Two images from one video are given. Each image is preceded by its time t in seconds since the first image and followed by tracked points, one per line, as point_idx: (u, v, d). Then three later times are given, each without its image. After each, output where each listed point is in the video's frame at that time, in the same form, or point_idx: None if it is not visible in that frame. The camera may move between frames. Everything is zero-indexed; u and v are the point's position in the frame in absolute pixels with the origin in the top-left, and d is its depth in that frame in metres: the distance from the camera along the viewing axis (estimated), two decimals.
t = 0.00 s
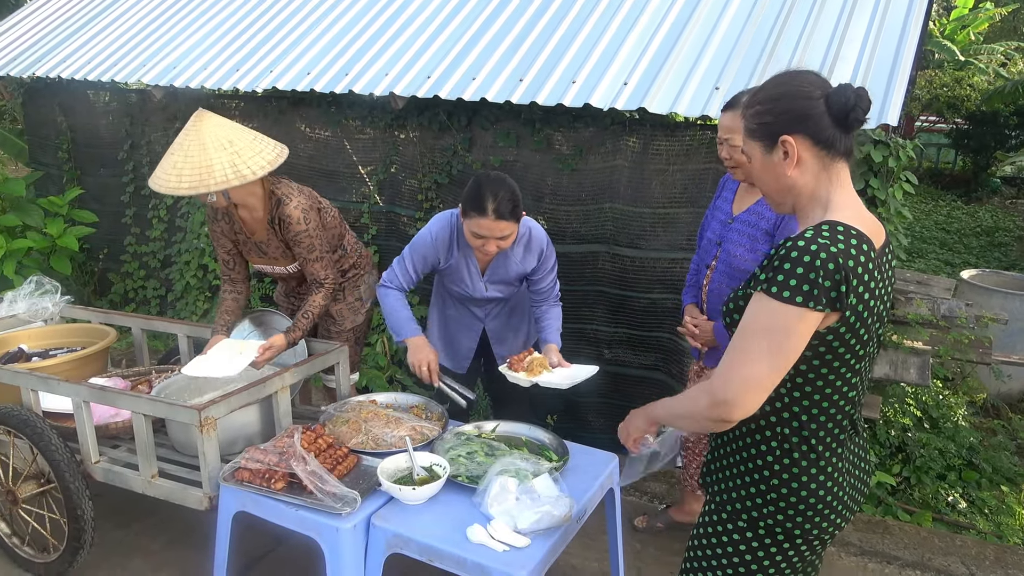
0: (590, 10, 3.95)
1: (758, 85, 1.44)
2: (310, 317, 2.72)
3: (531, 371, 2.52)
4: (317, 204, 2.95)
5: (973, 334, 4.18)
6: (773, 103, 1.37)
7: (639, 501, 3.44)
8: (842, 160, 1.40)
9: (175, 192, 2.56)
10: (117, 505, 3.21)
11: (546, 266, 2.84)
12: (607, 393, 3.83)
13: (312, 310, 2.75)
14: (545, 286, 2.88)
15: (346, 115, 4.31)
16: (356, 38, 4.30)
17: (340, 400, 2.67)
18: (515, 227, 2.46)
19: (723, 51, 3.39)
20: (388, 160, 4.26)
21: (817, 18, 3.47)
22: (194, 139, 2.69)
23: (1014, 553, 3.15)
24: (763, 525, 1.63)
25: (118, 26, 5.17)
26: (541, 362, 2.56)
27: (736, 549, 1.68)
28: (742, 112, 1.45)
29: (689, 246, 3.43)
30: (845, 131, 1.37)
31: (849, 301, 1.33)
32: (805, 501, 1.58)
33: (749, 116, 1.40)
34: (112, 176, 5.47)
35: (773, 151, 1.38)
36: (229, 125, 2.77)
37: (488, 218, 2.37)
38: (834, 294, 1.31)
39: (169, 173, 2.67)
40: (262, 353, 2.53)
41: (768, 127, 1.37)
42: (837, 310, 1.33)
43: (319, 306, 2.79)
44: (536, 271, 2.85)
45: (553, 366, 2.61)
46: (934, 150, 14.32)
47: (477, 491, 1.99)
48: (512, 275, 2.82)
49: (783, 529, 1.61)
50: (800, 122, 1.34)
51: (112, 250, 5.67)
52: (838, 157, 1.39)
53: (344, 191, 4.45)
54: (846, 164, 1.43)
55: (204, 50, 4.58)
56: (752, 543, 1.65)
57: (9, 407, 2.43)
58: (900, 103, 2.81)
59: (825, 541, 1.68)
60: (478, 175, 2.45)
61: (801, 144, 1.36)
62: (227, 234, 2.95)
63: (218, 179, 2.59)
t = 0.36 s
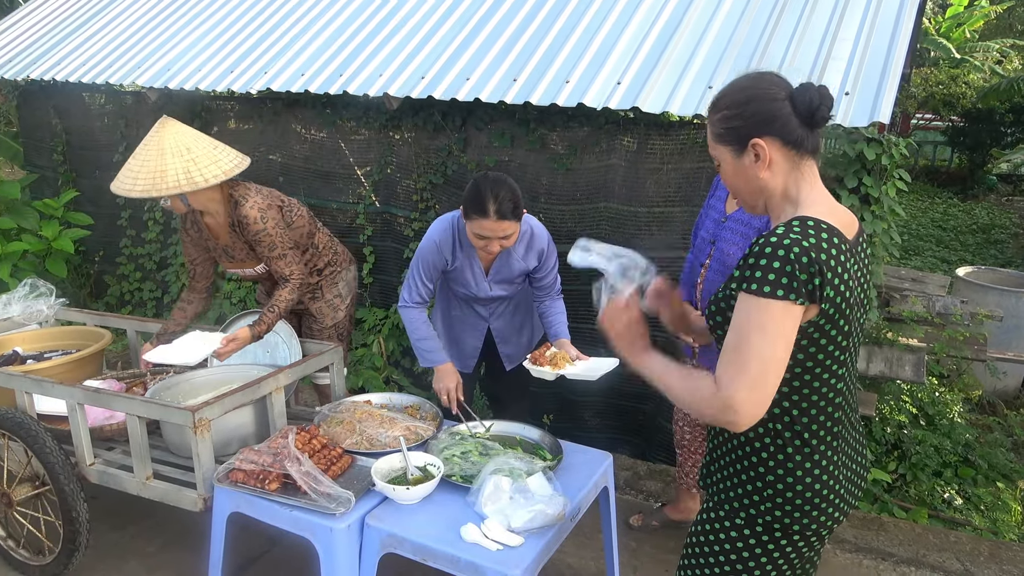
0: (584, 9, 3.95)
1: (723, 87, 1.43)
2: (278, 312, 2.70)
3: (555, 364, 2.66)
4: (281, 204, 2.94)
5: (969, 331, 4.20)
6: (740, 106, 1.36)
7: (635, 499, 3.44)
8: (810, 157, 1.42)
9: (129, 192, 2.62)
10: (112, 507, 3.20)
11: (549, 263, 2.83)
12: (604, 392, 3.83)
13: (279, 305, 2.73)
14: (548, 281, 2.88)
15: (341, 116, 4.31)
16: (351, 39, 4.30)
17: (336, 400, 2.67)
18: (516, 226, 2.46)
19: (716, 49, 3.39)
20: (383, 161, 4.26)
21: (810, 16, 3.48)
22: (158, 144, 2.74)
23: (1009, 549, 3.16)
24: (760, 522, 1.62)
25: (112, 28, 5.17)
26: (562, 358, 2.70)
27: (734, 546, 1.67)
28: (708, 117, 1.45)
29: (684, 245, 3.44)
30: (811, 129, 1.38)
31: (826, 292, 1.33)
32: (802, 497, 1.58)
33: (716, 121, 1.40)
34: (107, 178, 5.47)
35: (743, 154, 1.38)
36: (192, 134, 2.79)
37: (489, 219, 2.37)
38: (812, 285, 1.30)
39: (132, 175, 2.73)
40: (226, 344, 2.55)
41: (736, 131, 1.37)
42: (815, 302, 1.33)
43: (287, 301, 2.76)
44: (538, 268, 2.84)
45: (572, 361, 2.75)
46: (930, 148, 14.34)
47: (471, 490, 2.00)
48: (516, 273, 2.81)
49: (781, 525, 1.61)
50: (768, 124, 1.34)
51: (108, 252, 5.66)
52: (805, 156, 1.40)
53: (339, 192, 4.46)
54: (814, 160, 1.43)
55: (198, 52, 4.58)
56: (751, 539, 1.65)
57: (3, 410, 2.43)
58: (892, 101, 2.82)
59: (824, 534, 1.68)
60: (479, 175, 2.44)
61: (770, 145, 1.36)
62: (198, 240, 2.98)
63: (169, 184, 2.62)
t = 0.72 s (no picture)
0: (578, 9, 3.96)
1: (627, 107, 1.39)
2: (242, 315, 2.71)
3: (556, 362, 2.66)
4: (243, 208, 2.87)
5: (965, 326, 4.21)
6: (644, 127, 1.33)
7: (633, 497, 3.45)
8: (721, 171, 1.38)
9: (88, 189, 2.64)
10: (110, 511, 3.20)
11: (554, 261, 2.84)
12: (601, 391, 3.83)
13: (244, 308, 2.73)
14: (552, 280, 2.89)
15: (336, 117, 4.31)
16: (345, 40, 4.30)
17: (334, 401, 2.67)
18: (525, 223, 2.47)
19: (709, 48, 3.40)
20: (379, 162, 4.26)
21: (803, 14, 3.49)
22: (135, 149, 2.74)
23: (1006, 544, 3.17)
24: (750, 525, 1.54)
25: (106, 32, 5.16)
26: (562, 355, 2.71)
27: (726, 551, 1.59)
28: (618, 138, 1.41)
29: (679, 243, 3.44)
30: (716, 143, 1.35)
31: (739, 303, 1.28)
32: (789, 495, 1.50)
33: (624, 143, 1.36)
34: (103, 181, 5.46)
35: (653, 174, 1.35)
36: (171, 149, 2.78)
37: (499, 216, 2.37)
38: (722, 305, 1.26)
39: (101, 170, 2.75)
40: (182, 344, 2.55)
41: (644, 152, 1.34)
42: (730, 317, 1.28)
43: (251, 305, 2.76)
44: (544, 266, 2.85)
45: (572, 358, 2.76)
46: (926, 144, 14.38)
47: (468, 489, 2.00)
48: (521, 271, 2.81)
49: (772, 527, 1.53)
50: (670, 143, 1.31)
51: (104, 256, 5.65)
52: (715, 171, 1.37)
53: (335, 193, 4.45)
54: (722, 172, 1.40)
55: (193, 54, 4.58)
56: (744, 543, 1.56)
57: None
58: (885, 97, 2.82)
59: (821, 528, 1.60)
60: (488, 172, 2.44)
61: (676, 163, 1.33)
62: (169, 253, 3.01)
63: (127, 194, 2.63)
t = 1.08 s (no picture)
0: (574, 8, 3.96)
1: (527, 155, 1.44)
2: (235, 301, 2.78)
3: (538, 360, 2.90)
4: (251, 198, 2.92)
5: (961, 323, 4.22)
6: (531, 181, 1.39)
7: (631, 495, 3.45)
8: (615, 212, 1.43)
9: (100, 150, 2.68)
10: (108, 512, 3.19)
11: (556, 261, 2.84)
12: (599, 389, 3.84)
13: (237, 295, 2.80)
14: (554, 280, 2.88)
15: (332, 117, 4.30)
16: (341, 39, 4.30)
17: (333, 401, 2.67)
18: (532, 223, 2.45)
19: (705, 46, 3.40)
20: (376, 162, 4.26)
21: (798, 12, 3.50)
22: (153, 120, 2.80)
23: (1004, 539, 3.18)
24: (704, 524, 1.54)
25: (100, 33, 5.15)
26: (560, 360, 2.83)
27: (686, 552, 1.59)
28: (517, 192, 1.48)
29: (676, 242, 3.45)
30: (601, 187, 1.38)
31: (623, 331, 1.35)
32: (738, 496, 1.48)
33: (519, 198, 1.43)
34: (98, 183, 5.45)
35: (548, 224, 1.42)
36: (189, 126, 2.84)
37: (508, 215, 2.36)
38: (583, 346, 1.36)
39: (116, 136, 2.79)
40: (177, 325, 2.65)
41: (536, 205, 1.41)
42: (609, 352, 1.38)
43: (245, 292, 2.82)
44: (546, 265, 2.85)
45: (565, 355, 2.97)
46: (921, 141, 14.41)
47: (467, 488, 2.00)
48: (524, 271, 2.81)
49: (726, 527, 1.51)
50: (553, 195, 1.37)
51: (100, 257, 5.64)
52: (608, 213, 1.42)
53: (332, 193, 4.45)
54: (612, 209, 1.42)
55: (188, 55, 4.57)
56: (704, 544, 1.56)
57: None
58: (881, 95, 2.83)
59: (796, 526, 1.55)
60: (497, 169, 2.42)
61: (562, 212, 1.39)
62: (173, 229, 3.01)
63: (137, 161, 2.66)
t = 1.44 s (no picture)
0: (570, 8, 3.97)
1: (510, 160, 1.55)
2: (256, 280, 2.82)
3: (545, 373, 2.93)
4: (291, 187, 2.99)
5: (957, 322, 4.24)
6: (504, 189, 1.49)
7: (629, 495, 3.46)
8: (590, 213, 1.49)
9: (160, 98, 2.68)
10: (105, 514, 3.19)
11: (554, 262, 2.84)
12: (596, 390, 3.85)
13: (263, 274, 2.85)
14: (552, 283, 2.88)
15: (329, 118, 4.30)
16: (337, 40, 4.30)
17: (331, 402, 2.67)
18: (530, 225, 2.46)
19: (701, 46, 3.41)
20: (373, 162, 4.26)
21: (794, 12, 3.51)
22: (215, 77, 2.83)
23: (1000, 537, 3.19)
24: (674, 525, 1.56)
25: (96, 34, 5.14)
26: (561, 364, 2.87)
27: (657, 553, 1.61)
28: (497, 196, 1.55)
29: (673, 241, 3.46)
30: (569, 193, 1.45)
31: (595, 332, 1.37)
32: (708, 499, 1.48)
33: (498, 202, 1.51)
34: (95, 184, 5.44)
35: (526, 227, 1.49)
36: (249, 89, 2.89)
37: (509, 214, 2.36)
38: (559, 346, 1.38)
39: (175, 88, 2.80)
40: (198, 297, 2.76)
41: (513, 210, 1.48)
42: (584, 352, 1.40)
43: (269, 271, 2.86)
44: (544, 267, 2.85)
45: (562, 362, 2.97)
46: (917, 141, 14.45)
47: (465, 488, 2.00)
48: (521, 272, 2.81)
49: (695, 530, 1.52)
50: (523, 203, 1.45)
51: (97, 259, 5.63)
52: (582, 215, 1.48)
53: (329, 194, 4.44)
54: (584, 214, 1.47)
55: (184, 56, 4.56)
56: (674, 546, 1.57)
57: None
58: (876, 95, 2.84)
59: (768, 533, 1.55)
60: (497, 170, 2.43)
61: (535, 217, 1.46)
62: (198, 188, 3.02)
63: (199, 114, 2.69)
